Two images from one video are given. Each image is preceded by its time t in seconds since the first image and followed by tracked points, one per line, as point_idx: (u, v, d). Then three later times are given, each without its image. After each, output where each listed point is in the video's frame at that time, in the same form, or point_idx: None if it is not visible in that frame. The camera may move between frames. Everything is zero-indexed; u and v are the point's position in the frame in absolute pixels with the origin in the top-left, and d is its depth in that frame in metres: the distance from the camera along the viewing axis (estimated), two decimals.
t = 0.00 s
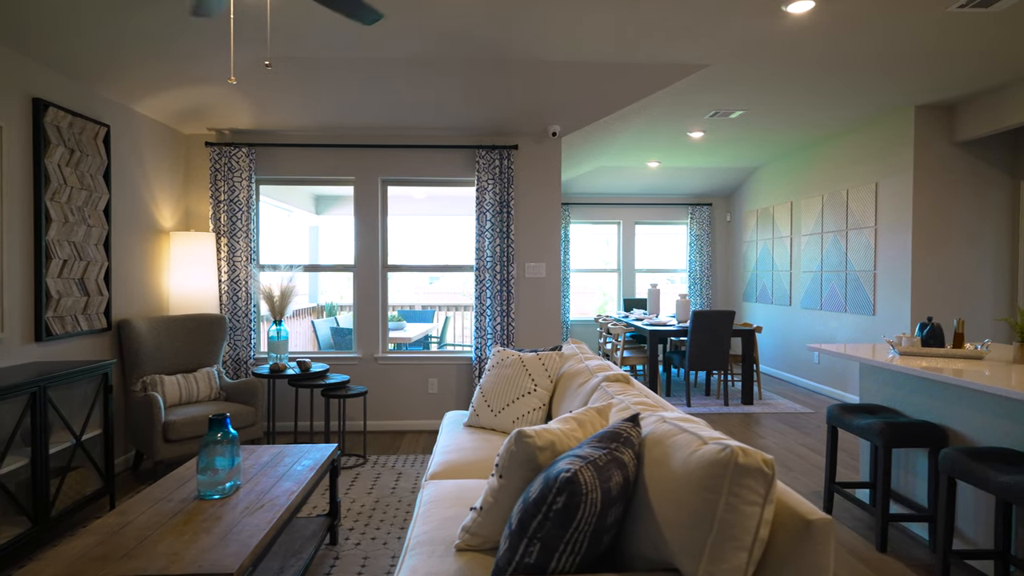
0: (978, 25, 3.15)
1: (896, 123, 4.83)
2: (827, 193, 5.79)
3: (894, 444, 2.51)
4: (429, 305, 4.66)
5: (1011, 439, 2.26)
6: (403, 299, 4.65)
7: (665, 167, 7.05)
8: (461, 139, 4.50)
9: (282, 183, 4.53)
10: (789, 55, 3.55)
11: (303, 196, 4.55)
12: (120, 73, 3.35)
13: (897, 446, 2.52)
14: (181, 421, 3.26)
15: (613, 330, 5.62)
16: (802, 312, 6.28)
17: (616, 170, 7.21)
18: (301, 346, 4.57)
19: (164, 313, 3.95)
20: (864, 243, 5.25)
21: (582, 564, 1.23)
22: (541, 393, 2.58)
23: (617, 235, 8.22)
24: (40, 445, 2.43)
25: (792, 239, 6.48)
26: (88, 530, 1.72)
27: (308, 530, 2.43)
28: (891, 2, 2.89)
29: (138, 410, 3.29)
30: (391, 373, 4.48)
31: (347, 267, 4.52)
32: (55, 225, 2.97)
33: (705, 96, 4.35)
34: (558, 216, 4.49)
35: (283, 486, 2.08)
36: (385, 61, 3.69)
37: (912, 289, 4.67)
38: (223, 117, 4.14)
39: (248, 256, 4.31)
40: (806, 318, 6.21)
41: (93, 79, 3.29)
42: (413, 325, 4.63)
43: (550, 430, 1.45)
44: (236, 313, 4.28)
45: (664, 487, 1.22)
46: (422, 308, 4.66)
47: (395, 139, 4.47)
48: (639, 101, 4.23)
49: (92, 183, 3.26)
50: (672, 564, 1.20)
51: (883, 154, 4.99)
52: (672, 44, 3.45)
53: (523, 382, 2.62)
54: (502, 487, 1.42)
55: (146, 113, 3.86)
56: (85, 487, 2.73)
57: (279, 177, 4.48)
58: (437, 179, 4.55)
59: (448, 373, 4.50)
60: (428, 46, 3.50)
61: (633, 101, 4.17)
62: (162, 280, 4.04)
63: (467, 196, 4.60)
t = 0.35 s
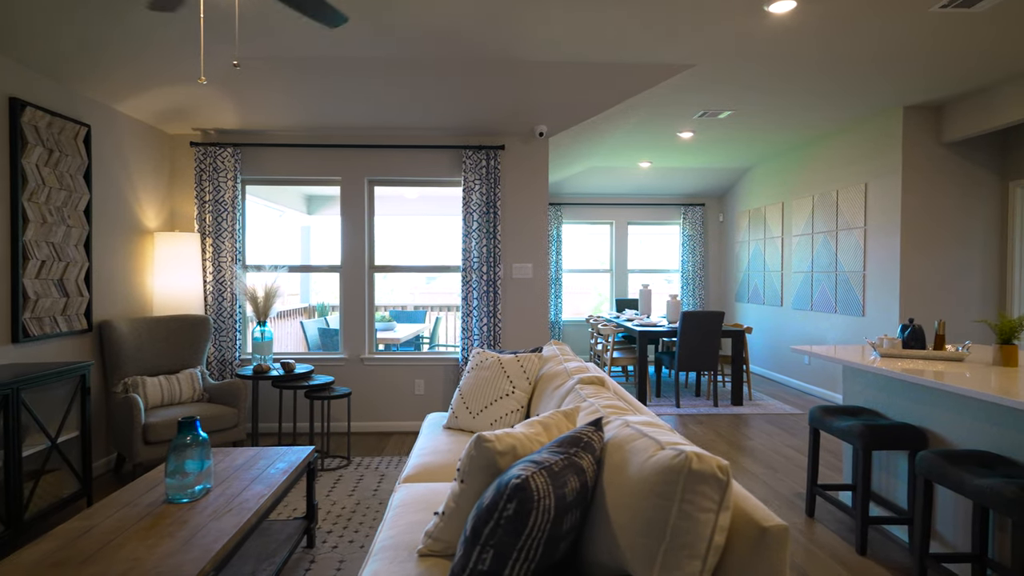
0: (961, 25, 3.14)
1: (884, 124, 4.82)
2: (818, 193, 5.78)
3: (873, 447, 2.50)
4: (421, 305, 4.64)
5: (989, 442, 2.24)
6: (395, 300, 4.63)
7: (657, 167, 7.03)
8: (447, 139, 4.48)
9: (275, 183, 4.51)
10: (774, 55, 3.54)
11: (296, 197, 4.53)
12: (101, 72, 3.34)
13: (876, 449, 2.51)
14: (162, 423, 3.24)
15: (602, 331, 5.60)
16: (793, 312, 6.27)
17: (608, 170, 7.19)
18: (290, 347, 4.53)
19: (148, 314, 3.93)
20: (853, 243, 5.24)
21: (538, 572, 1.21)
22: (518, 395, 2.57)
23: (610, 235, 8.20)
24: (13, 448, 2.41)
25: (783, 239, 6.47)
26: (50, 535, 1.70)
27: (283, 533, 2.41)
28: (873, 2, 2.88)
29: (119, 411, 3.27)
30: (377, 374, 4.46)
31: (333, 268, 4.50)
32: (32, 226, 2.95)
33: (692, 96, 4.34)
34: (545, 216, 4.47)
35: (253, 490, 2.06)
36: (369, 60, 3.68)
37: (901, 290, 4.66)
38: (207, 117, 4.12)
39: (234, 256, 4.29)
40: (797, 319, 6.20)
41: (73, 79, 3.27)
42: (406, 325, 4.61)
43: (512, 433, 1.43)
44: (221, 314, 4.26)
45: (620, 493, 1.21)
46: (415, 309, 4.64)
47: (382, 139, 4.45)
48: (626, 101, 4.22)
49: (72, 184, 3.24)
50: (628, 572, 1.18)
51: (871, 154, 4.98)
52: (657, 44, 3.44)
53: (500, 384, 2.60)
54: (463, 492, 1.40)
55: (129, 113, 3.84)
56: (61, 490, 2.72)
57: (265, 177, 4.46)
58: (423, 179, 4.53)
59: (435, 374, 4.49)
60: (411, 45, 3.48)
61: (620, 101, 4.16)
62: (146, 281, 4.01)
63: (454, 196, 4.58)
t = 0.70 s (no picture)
0: (943, 24, 3.12)
1: (872, 124, 4.81)
2: (807, 194, 5.76)
3: (851, 450, 2.47)
4: (411, 305, 4.61)
5: (965, 445, 2.22)
6: (386, 300, 4.59)
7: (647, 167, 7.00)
8: (432, 139, 4.46)
9: (266, 184, 4.49)
10: (756, 55, 3.52)
11: (285, 197, 4.50)
12: (77, 71, 3.31)
13: (854, 451, 2.49)
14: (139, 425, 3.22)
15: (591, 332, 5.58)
16: (783, 313, 6.25)
17: (598, 170, 7.16)
18: (278, 348, 4.51)
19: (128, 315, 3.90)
20: (842, 244, 5.22)
21: None
22: (493, 398, 2.54)
23: (601, 235, 8.18)
24: None
25: (773, 239, 6.45)
26: (4, 541, 1.67)
27: (253, 537, 2.39)
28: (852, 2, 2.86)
29: (95, 414, 3.24)
30: (361, 375, 4.43)
31: (317, 269, 4.48)
32: (5, 227, 2.93)
33: (677, 96, 4.32)
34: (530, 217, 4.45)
35: (218, 494, 2.03)
36: (349, 59, 3.66)
37: (888, 290, 4.64)
38: (189, 116, 4.10)
39: (217, 256, 4.26)
40: (787, 319, 6.18)
41: (49, 77, 3.25)
42: (396, 325, 4.58)
43: (467, 439, 1.41)
44: (204, 315, 4.23)
45: (569, 501, 1.18)
46: (405, 309, 4.61)
47: (366, 139, 4.43)
48: (610, 100, 4.19)
49: (48, 184, 3.22)
50: None
51: (859, 155, 4.96)
52: (638, 43, 3.42)
53: (475, 387, 2.58)
54: (416, 498, 1.37)
55: (109, 112, 3.81)
56: (32, 493, 2.69)
57: (248, 178, 4.44)
58: (408, 179, 4.50)
59: (420, 375, 4.47)
60: (391, 43, 3.46)
61: (604, 101, 4.14)
62: (127, 282, 3.98)
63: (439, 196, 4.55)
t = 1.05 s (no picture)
0: (925, 22, 3.11)
1: (859, 123, 4.79)
2: (797, 194, 5.74)
3: (829, 452, 2.45)
4: (403, 305, 4.57)
5: (942, 447, 2.20)
6: (382, 301, 4.56)
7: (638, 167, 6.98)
8: (417, 139, 4.44)
9: (260, 184, 4.46)
10: (739, 53, 3.50)
11: (276, 197, 4.48)
12: (54, 69, 3.29)
13: (832, 453, 2.46)
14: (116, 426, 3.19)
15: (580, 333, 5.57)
16: (774, 313, 6.22)
17: (589, 170, 7.15)
18: (266, 349, 4.48)
19: (109, 315, 3.87)
20: (831, 244, 5.19)
21: None
22: (468, 399, 2.52)
23: (593, 235, 8.15)
24: None
25: (764, 239, 6.43)
26: None
27: (225, 540, 2.36)
28: None
29: (73, 415, 3.22)
30: (346, 376, 4.40)
31: (302, 269, 4.45)
32: None
33: (663, 95, 4.30)
34: (515, 216, 4.42)
35: (184, 497, 2.01)
36: (330, 56, 3.63)
37: (876, 290, 4.61)
38: (172, 115, 4.07)
39: (200, 256, 4.23)
40: (777, 319, 6.16)
41: (26, 76, 3.22)
42: (387, 326, 4.56)
43: (422, 442, 1.38)
44: (187, 316, 4.20)
45: (518, 506, 1.16)
46: (396, 309, 4.57)
47: (350, 138, 4.40)
48: (595, 100, 4.17)
49: (25, 183, 3.21)
50: None
51: (847, 154, 4.94)
52: (619, 40, 3.40)
53: (450, 388, 2.55)
54: (368, 503, 1.34)
55: (90, 111, 3.79)
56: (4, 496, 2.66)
57: (232, 178, 4.41)
58: (393, 179, 4.47)
59: (405, 376, 4.44)
60: (372, 40, 3.44)
61: (589, 100, 4.11)
62: (109, 282, 3.95)
63: (424, 196, 4.53)
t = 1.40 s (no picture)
0: (904, 21, 3.09)
1: (846, 123, 4.77)
2: (786, 194, 5.71)
3: (804, 454, 2.42)
4: (394, 305, 4.54)
5: (916, 450, 2.18)
6: (363, 300, 4.53)
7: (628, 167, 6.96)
8: (400, 138, 4.41)
9: (250, 184, 4.43)
10: (720, 52, 3.48)
11: (265, 197, 4.44)
12: (29, 67, 3.27)
13: (807, 455, 2.44)
14: (90, 428, 3.16)
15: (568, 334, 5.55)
16: (763, 313, 6.20)
17: (579, 169, 7.13)
18: (250, 350, 4.45)
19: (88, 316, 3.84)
20: (819, 244, 5.17)
21: None
22: (440, 401, 2.49)
23: (585, 235, 8.13)
24: None
25: (754, 239, 6.41)
26: None
27: (193, 544, 2.33)
28: None
29: (48, 417, 3.19)
30: (329, 377, 4.38)
31: (284, 269, 4.41)
32: None
33: (647, 94, 4.28)
34: (499, 216, 4.40)
35: (146, 501, 1.98)
36: (310, 54, 3.61)
37: (862, 290, 4.59)
38: (152, 114, 4.04)
39: (181, 257, 4.20)
40: (766, 320, 6.13)
41: None
42: (379, 326, 4.52)
43: (372, 446, 1.36)
44: (168, 317, 4.17)
45: (460, 512, 1.14)
46: (386, 310, 4.54)
47: (333, 138, 4.37)
48: (579, 99, 4.15)
49: None
50: None
51: (835, 154, 4.92)
52: (599, 39, 3.38)
53: (423, 389, 2.53)
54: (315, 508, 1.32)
55: (68, 109, 3.76)
56: None
57: (214, 178, 4.38)
58: (377, 179, 4.44)
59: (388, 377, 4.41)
60: (351, 39, 3.42)
61: (572, 99, 4.09)
62: (88, 282, 3.92)
63: (408, 196, 4.50)
